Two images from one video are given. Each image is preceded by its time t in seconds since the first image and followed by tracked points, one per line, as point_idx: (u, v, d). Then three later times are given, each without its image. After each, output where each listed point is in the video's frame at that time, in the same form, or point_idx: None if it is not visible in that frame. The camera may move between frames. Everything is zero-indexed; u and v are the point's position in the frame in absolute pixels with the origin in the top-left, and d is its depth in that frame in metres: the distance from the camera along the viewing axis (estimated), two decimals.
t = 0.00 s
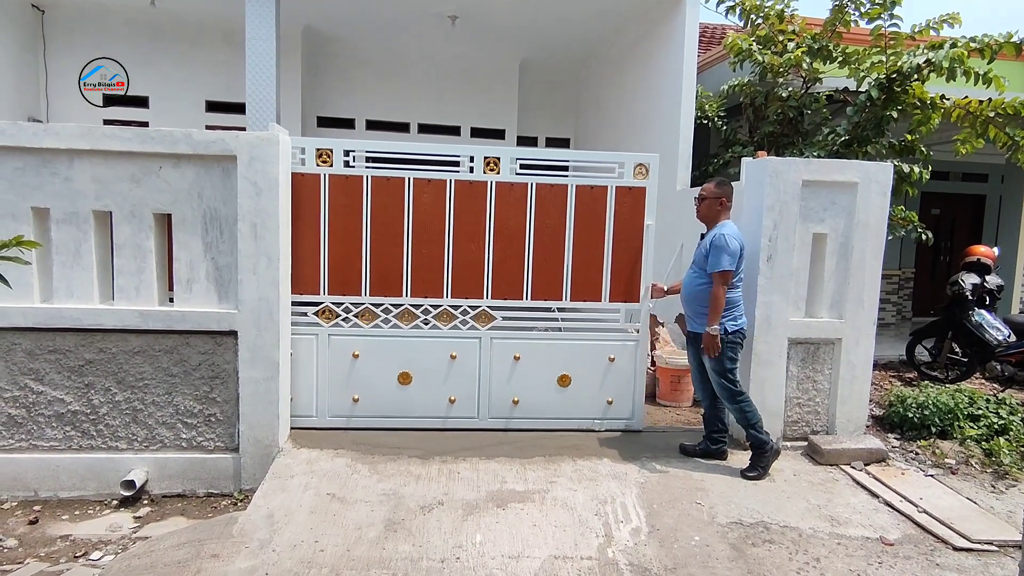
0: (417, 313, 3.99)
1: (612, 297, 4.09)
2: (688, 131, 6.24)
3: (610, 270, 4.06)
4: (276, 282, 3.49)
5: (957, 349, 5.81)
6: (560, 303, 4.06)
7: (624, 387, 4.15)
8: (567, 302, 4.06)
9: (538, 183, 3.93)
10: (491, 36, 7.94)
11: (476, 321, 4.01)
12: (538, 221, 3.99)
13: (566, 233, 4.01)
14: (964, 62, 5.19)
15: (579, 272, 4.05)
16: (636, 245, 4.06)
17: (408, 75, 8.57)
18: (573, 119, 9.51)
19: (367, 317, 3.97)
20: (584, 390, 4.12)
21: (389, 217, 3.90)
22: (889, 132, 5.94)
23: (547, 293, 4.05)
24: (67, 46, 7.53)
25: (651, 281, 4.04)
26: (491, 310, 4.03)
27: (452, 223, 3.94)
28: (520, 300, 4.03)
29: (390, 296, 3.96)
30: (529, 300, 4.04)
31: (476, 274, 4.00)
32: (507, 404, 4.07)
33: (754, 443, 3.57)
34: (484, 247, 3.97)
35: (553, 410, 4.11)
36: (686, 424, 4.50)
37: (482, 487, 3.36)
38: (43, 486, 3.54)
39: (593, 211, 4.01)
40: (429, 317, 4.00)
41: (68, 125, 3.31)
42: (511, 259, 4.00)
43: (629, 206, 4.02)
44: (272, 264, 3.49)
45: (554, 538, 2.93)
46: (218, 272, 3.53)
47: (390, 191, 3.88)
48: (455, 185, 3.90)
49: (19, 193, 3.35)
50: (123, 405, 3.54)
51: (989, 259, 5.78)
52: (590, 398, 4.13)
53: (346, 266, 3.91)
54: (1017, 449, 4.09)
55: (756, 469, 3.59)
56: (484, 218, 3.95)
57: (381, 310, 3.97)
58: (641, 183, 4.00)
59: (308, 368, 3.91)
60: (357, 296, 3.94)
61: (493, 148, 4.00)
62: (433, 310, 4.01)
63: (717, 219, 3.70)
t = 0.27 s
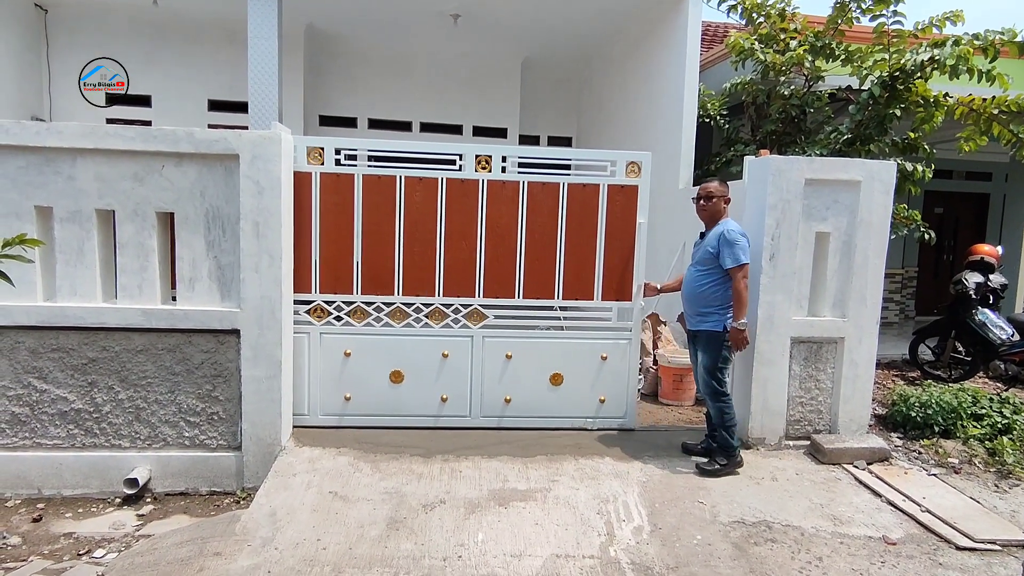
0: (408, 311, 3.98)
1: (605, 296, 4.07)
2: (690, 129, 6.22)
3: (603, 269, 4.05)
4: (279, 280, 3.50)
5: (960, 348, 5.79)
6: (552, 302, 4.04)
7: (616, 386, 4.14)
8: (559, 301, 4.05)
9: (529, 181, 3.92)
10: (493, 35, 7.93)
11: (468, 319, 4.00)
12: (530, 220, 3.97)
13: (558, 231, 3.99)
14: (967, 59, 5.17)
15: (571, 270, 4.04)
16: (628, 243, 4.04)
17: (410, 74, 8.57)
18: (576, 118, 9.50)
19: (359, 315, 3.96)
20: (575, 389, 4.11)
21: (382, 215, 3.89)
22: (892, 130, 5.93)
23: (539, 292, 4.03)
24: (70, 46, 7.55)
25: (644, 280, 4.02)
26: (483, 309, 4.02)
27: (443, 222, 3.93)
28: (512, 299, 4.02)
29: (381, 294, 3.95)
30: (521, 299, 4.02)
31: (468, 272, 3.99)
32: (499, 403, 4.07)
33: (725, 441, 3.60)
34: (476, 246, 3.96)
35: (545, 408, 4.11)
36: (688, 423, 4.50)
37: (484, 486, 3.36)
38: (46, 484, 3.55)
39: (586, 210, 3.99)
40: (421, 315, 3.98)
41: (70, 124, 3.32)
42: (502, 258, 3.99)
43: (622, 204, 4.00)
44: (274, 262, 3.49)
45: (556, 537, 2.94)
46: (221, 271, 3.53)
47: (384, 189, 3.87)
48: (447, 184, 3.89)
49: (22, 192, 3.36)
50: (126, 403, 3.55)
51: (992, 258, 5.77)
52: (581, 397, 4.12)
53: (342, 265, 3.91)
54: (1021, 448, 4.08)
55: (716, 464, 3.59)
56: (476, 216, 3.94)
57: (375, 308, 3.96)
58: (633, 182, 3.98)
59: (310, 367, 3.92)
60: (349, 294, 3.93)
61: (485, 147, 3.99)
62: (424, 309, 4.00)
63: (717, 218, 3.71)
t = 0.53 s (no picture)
0: (401, 310, 3.98)
1: (598, 295, 4.07)
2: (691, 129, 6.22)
3: (596, 268, 4.05)
4: (280, 280, 3.50)
5: (963, 347, 5.77)
6: (546, 301, 4.03)
7: (609, 385, 4.14)
8: (552, 300, 4.04)
9: (522, 180, 3.92)
10: (494, 34, 7.93)
11: (461, 318, 4.00)
12: (522, 219, 3.97)
13: (551, 230, 3.99)
14: (969, 58, 5.16)
15: (564, 269, 4.03)
16: (620, 242, 4.04)
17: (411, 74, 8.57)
18: (577, 117, 9.49)
19: (351, 314, 3.96)
20: (569, 388, 4.11)
21: (377, 215, 3.89)
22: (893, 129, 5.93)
23: (532, 291, 4.03)
24: (72, 45, 7.56)
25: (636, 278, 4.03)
26: (476, 308, 4.01)
27: (436, 221, 3.93)
28: (505, 298, 4.02)
29: (374, 293, 3.95)
30: (515, 298, 4.02)
31: (461, 271, 3.99)
32: (492, 403, 4.06)
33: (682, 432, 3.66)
34: (468, 245, 3.97)
35: (538, 408, 4.10)
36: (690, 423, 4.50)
37: (485, 485, 3.36)
38: (49, 483, 3.55)
39: (578, 209, 3.99)
40: (414, 314, 3.99)
41: (72, 124, 3.33)
42: (495, 256, 3.99)
43: (614, 203, 4.00)
44: (276, 262, 3.50)
45: (557, 536, 2.94)
46: (222, 271, 3.54)
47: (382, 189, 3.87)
48: (439, 183, 3.89)
49: (24, 192, 3.36)
50: (129, 402, 3.56)
51: (995, 257, 5.75)
52: (574, 396, 4.12)
53: (342, 265, 3.91)
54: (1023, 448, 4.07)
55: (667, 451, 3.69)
56: (468, 215, 3.94)
57: (367, 307, 3.96)
58: (626, 180, 3.98)
59: (312, 366, 3.92)
60: (341, 293, 3.93)
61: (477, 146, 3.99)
62: (418, 308, 4.00)
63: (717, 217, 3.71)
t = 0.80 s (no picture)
0: (395, 309, 3.98)
1: (591, 295, 4.07)
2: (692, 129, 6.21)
3: (589, 267, 4.04)
4: (282, 280, 3.51)
5: (965, 346, 5.75)
6: (539, 301, 4.04)
7: (603, 385, 4.14)
8: (545, 300, 4.04)
9: (514, 179, 3.93)
10: (495, 34, 7.93)
11: (455, 318, 4.01)
12: (515, 218, 3.98)
13: (544, 229, 4.00)
14: (971, 56, 5.15)
15: (557, 269, 4.04)
16: (614, 242, 4.03)
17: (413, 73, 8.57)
18: (579, 117, 9.49)
19: (344, 313, 3.95)
20: (562, 388, 4.11)
21: (371, 214, 3.89)
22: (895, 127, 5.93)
23: (525, 291, 4.03)
24: (74, 46, 7.58)
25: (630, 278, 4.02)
26: (469, 307, 4.01)
27: (429, 220, 3.93)
28: (498, 297, 4.02)
29: (367, 293, 3.95)
30: (508, 297, 4.02)
31: (454, 271, 3.99)
32: (485, 402, 4.06)
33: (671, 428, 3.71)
34: (461, 244, 3.97)
35: (531, 407, 4.10)
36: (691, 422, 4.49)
37: (486, 484, 3.37)
38: (51, 483, 3.56)
39: (572, 208, 3.99)
40: (407, 313, 3.99)
41: (74, 125, 3.33)
42: (488, 256, 3.99)
43: (608, 202, 3.99)
44: (277, 262, 3.50)
45: (558, 536, 2.94)
46: (223, 271, 3.54)
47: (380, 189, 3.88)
48: (432, 182, 3.89)
49: (26, 192, 3.37)
50: (130, 403, 3.57)
51: (997, 256, 5.74)
52: (568, 396, 4.12)
53: (345, 266, 3.91)
54: None
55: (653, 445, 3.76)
56: (461, 215, 3.94)
57: (360, 306, 3.96)
58: (619, 180, 3.97)
59: (313, 365, 3.93)
60: (334, 293, 3.92)
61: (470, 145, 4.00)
62: (411, 307, 4.00)
63: (714, 217, 3.70)
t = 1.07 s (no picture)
0: (388, 309, 3.97)
1: (585, 294, 4.06)
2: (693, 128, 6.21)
3: (583, 267, 4.03)
4: (283, 280, 3.51)
5: (967, 346, 5.74)
6: (532, 300, 4.03)
7: (597, 384, 4.13)
8: (539, 299, 4.04)
9: (508, 179, 3.92)
10: (496, 34, 7.94)
11: (448, 318, 4.00)
12: (509, 217, 3.97)
13: (538, 229, 3.99)
14: (972, 56, 5.15)
15: (551, 268, 4.03)
16: (607, 241, 4.03)
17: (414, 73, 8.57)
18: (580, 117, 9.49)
19: (338, 313, 3.94)
20: (556, 388, 4.10)
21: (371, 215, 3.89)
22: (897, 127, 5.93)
23: (519, 290, 4.02)
24: (76, 46, 7.60)
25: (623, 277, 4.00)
26: (462, 306, 4.01)
27: (422, 220, 3.93)
28: (492, 296, 4.01)
29: (360, 293, 3.94)
30: (501, 296, 4.01)
31: (448, 270, 3.99)
32: (479, 402, 4.06)
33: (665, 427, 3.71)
34: (455, 244, 3.97)
35: (525, 407, 4.09)
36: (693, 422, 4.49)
37: (488, 484, 3.37)
38: (54, 483, 3.57)
39: (565, 208, 3.98)
40: (401, 313, 3.98)
41: (76, 125, 3.34)
42: (482, 255, 3.99)
43: (602, 201, 3.99)
44: (279, 262, 3.50)
45: (560, 535, 2.94)
46: (225, 271, 3.54)
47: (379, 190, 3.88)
48: (426, 182, 3.90)
49: (28, 193, 3.38)
50: (133, 403, 3.57)
51: (999, 256, 5.73)
52: (562, 396, 4.11)
53: (347, 266, 3.92)
54: None
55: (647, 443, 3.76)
56: (455, 214, 3.94)
57: (353, 306, 3.96)
58: (613, 179, 3.97)
59: (316, 365, 3.94)
60: (328, 293, 3.91)
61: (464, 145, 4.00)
62: (404, 307, 3.99)
63: (710, 218, 3.70)
